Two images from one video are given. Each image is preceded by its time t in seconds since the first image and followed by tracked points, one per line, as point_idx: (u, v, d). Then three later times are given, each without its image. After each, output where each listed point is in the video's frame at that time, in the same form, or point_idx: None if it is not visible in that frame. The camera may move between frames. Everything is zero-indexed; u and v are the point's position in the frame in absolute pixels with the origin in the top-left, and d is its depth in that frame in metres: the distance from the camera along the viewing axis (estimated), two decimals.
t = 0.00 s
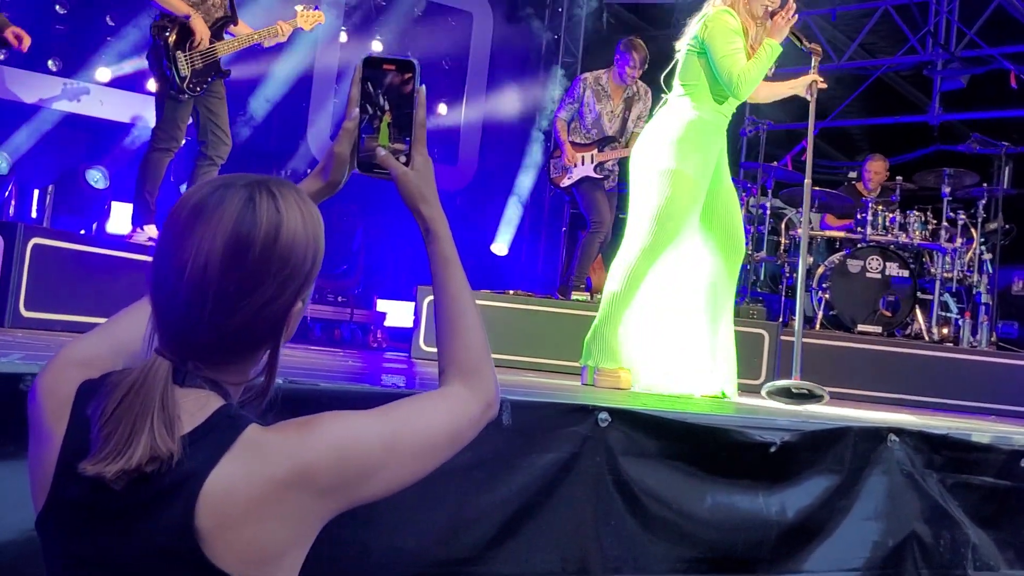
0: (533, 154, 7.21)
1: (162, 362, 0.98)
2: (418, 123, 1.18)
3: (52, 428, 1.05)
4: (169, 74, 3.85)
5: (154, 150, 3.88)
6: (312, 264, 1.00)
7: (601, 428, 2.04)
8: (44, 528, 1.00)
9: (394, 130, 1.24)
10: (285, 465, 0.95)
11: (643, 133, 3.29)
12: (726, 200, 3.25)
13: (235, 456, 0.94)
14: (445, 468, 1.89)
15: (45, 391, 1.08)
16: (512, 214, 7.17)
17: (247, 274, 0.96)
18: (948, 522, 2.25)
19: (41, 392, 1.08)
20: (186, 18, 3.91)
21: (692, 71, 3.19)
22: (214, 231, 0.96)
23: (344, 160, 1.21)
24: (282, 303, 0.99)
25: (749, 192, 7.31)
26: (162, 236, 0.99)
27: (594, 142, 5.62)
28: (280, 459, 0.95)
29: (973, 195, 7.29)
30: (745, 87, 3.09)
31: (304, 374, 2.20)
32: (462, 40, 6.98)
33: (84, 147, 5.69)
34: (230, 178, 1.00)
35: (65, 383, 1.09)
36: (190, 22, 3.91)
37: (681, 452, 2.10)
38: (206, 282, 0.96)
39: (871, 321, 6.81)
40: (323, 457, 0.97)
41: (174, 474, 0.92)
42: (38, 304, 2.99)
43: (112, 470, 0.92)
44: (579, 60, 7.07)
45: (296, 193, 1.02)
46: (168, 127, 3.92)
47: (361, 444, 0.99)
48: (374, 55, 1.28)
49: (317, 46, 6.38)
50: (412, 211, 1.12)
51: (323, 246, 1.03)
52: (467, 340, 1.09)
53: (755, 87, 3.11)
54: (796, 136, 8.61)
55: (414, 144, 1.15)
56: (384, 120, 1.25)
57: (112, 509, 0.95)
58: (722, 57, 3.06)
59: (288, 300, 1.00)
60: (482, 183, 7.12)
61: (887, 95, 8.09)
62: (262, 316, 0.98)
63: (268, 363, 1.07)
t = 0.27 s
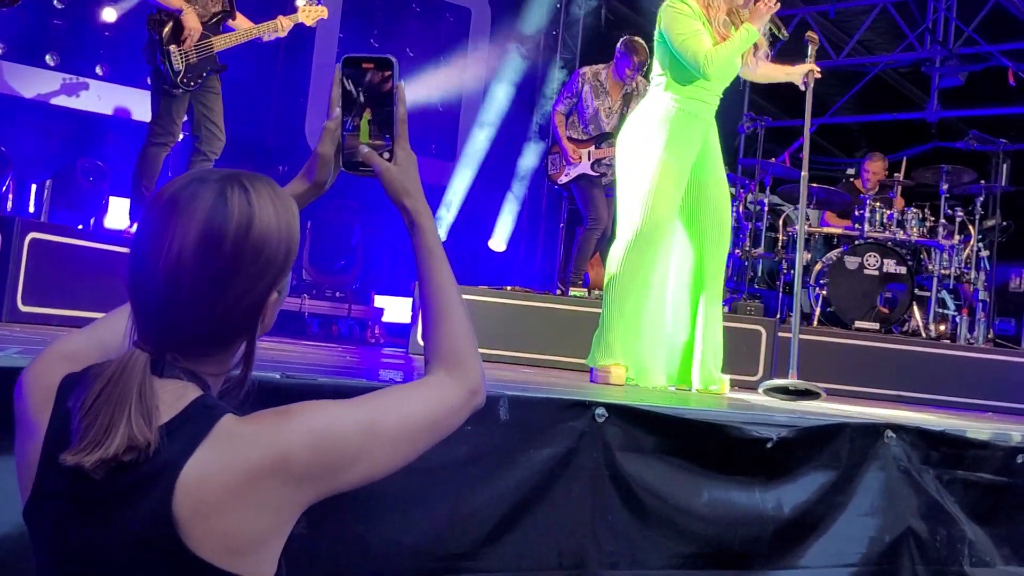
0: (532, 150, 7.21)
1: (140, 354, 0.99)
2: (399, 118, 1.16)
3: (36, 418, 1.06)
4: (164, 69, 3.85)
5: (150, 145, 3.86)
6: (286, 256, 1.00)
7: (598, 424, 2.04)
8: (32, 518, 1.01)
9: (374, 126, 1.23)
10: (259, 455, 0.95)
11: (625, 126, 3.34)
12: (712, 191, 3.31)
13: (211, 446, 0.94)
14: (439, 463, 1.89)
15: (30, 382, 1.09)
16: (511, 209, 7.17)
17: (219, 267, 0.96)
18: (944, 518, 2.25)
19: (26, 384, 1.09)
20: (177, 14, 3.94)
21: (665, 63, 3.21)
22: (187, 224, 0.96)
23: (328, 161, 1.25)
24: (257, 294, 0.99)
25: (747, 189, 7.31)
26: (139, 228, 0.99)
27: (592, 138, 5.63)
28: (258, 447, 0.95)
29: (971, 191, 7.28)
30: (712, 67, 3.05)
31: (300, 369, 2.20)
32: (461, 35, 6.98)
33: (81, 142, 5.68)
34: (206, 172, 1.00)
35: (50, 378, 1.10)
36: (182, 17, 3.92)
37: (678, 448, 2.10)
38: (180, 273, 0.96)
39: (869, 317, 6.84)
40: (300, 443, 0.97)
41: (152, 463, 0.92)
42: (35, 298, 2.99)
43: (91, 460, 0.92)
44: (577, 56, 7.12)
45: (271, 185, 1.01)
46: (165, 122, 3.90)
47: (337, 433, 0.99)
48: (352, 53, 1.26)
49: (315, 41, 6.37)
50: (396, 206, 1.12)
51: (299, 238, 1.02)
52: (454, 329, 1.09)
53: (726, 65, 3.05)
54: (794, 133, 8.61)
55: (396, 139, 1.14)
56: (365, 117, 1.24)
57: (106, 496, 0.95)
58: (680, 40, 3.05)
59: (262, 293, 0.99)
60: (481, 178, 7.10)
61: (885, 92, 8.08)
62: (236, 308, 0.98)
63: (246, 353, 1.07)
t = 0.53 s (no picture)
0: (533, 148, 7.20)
1: (130, 347, 0.98)
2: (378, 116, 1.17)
3: (34, 411, 1.06)
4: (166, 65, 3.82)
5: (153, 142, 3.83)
6: (269, 250, 0.99)
7: (599, 422, 2.04)
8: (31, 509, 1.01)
9: (351, 123, 1.24)
10: (244, 442, 0.95)
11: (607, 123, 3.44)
12: (693, 188, 3.40)
13: (199, 434, 0.94)
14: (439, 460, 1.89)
15: (29, 376, 1.09)
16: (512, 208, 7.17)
17: (200, 262, 0.95)
18: (946, 519, 2.25)
19: (25, 379, 1.09)
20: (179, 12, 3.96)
21: (641, 60, 3.31)
22: (170, 221, 0.96)
23: (311, 161, 1.29)
24: (240, 287, 0.98)
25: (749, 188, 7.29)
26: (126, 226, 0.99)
27: (595, 137, 5.64)
28: (247, 432, 0.95)
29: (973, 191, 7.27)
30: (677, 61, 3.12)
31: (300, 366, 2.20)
32: (463, 33, 6.98)
33: (82, 139, 5.66)
34: (189, 170, 1.00)
35: (47, 371, 1.10)
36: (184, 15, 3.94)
37: (679, 447, 2.10)
38: (164, 269, 0.96)
39: (871, 317, 6.80)
40: (287, 431, 0.97)
41: (144, 452, 0.93)
42: (36, 295, 2.99)
43: (86, 450, 0.93)
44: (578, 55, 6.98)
45: (254, 182, 1.01)
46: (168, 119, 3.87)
47: (322, 423, 0.98)
48: (329, 57, 1.26)
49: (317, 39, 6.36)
50: (378, 200, 1.12)
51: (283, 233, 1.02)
52: (439, 318, 1.08)
53: (692, 57, 3.11)
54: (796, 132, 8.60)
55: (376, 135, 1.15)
56: (343, 115, 1.25)
57: (106, 493, 0.95)
58: (646, 36, 3.15)
59: (245, 288, 0.99)
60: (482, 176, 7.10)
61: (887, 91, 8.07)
62: (220, 302, 0.97)
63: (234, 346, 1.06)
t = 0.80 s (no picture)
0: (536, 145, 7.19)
1: (133, 343, 0.99)
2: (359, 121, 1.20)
3: (41, 408, 1.07)
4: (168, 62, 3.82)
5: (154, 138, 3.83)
6: (264, 245, 1.00)
7: (601, 420, 2.04)
8: (40, 500, 1.02)
9: (334, 127, 1.26)
10: (244, 429, 0.96)
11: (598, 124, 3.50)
12: (684, 189, 3.44)
13: (202, 423, 0.96)
14: (441, 457, 1.90)
15: (35, 372, 1.10)
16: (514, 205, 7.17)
17: (198, 259, 0.96)
18: (947, 515, 2.26)
19: (32, 376, 1.10)
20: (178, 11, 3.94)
21: (622, 62, 3.40)
22: (169, 220, 0.97)
23: (298, 164, 1.28)
24: (238, 282, 0.99)
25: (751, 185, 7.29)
26: (125, 227, 1.00)
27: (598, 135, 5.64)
28: (244, 421, 0.96)
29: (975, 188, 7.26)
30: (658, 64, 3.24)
31: (302, 363, 2.21)
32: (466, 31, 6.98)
33: (85, 136, 5.67)
34: (184, 171, 1.01)
35: (52, 368, 1.11)
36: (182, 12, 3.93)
37: (681, 444, 2.11)
38: (164, 268, 0.97)
39: (872, 314, 6.78)
40: (285, 420, 0.98)
41: (149, 442, 0.94)
42: (39, 292, 2.99)
43: (93, 442, 0.94)
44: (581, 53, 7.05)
45: (247, 181, 1.02)
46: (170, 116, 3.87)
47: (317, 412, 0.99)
48: (310, 65, 1.30)
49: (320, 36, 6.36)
50: (363, 201, 1.14)
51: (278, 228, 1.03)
52: (422, 308, 1.09)
53: (673, 58, 3.23)
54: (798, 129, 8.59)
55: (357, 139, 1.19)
56: (326, 118, 1.27)
57: (113, 488, 0.96)
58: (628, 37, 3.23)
59: (243, 283, 0.99)
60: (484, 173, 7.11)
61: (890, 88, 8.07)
62: (218, 298, 0.98)
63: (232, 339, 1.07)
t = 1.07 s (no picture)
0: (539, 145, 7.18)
1: (150, 341, 0.99)
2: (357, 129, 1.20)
3: (60, 408, 1.07)
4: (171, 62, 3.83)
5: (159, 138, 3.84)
6: (274, 247, 1.00)
7: (605, 421, 2.04)
8: (58, 497, 1.02)
9: (332, 135, 1.26)
10: (259, 423, 0.96)
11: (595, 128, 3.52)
12: (684, 191, 3.44)
13: (219, 417, 0.96)
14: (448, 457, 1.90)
15: (52, 372, 1.10)
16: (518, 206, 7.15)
17: (210, 261, 0.96)
18: (952, 517, 2.25)
19: (49, 377, 1.10)
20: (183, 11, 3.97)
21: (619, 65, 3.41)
22: (183, 223, 0.96)
23: (297, 171, 1.25)
24: (248, 282, 0.98)
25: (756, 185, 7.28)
26: (139, 231, 1.00)
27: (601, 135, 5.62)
28: (256, 418, 0.96)
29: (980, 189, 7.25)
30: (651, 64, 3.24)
31: (309, 364, 2.21)
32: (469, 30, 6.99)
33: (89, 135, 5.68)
34: (195, 175, 1.00)
35: (68, 369, 1.11)
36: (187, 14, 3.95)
37: (685, 445, 2.10)
38: (179, 269, 0.96)
39: (877, 315, 6.80)
40: (296, 417, 0.98)
41: (167, 437, 0.95)
42: (44, 292, 3.00)
43: (113, 437, 0.94)
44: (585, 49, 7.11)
45: (256, 185, 1.01)
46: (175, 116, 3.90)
47: (325, 409, 0.99)
48: (309, 75, 1.31)
49: (324, 36, 6.37)
50: (360, 205, 1.14)
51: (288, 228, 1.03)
52: (420, 308, 1.09)
53: (666, 59, 3.24)
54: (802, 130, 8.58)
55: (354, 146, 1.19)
56: (324, 126, 1.27)
57: (131, 483, 0.97)
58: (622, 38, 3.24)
59: (253, 284, 0.99)
60: (487, 173, 7.10)
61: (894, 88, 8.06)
62: (229, 298, 0.98)
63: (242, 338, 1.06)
